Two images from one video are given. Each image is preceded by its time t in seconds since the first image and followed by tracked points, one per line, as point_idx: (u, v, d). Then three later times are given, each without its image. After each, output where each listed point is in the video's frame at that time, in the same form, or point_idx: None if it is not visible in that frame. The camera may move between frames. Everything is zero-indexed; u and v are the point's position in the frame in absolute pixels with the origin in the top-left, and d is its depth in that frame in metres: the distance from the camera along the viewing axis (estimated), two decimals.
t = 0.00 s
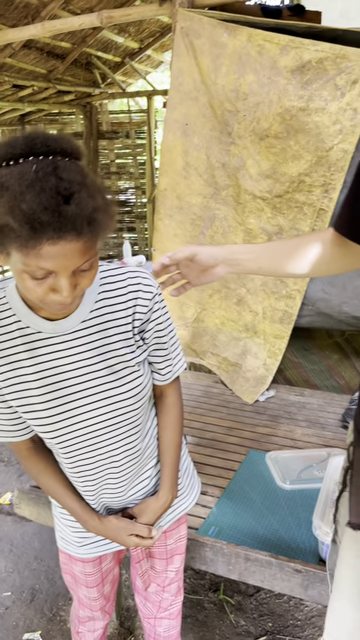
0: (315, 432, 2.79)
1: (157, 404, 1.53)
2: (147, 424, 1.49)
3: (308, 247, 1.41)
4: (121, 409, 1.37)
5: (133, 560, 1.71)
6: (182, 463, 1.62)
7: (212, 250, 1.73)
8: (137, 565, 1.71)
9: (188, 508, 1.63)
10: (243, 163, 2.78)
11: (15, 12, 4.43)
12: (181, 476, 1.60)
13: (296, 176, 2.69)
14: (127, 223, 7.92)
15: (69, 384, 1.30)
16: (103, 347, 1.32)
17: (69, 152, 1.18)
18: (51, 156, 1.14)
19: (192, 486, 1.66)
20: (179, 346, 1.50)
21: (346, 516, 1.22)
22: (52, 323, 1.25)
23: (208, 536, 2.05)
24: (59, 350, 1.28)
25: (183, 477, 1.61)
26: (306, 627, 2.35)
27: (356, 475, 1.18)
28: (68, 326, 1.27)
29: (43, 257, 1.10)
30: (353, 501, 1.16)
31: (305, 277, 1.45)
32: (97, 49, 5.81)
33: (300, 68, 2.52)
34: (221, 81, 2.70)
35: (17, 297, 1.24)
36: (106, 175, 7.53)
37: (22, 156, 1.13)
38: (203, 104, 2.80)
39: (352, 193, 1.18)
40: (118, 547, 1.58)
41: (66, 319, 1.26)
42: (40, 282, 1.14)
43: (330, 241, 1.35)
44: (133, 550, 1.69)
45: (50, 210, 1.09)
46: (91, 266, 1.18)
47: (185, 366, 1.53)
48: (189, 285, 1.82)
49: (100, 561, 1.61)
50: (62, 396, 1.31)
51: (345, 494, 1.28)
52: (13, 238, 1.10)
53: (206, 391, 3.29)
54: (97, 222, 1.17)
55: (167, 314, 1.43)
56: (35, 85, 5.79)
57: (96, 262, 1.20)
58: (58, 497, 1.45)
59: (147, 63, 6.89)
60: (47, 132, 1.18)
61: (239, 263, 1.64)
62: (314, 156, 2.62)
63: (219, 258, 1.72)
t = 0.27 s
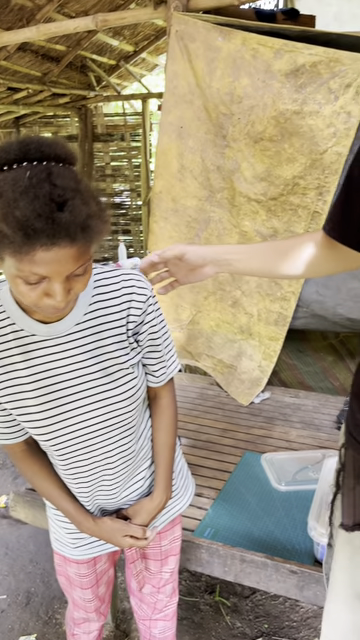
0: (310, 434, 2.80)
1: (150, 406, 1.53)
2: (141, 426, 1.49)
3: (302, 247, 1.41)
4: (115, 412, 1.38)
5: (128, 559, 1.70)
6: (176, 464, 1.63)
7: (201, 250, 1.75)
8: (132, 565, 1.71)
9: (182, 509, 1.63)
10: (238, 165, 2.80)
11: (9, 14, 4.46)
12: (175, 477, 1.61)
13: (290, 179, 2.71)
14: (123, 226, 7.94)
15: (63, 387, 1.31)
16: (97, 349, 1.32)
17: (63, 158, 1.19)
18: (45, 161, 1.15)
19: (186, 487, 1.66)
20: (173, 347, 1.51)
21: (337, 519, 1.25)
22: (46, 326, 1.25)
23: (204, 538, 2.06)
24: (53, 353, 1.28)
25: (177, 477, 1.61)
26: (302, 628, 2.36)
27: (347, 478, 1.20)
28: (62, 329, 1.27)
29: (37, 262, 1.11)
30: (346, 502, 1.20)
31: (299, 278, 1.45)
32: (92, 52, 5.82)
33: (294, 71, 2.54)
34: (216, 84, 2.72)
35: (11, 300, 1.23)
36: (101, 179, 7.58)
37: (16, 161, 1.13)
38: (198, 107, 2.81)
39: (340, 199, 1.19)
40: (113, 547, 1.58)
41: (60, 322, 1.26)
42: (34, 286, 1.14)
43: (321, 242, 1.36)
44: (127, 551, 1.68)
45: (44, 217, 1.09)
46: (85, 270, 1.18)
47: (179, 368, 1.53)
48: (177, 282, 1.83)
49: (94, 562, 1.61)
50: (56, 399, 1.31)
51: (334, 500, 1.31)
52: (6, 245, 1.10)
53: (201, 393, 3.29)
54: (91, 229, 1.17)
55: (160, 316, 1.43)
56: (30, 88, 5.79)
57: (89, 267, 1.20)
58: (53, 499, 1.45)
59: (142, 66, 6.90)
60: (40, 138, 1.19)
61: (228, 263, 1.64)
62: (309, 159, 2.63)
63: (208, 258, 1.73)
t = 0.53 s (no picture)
0: (305, 436, 2.81)
1: (145, 407, 1.53)
2: (135, 428, 1.50)
3: (297, 248, 1.41)
4: (110, 414, 1.38)
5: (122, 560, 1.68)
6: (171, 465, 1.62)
7: (191, 250, 1.76)
8: (126, 565, 1.69)
9: (176, 510, 1.63)
10: (233, 168, 2.81)
11: (5, 17, 4.47)
12: (170, 478, 1.60)
13: (285, 182, 2.72)
14: (118, 228, 7.95)
15: (58, 390, 1.31)
16: (91, 352, 1.32)
17: (57, 163, 1.19)
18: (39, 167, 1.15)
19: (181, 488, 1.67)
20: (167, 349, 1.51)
21: (330, 523, 1.27)
22: (41, 329, 1.24)
23: (200, 540, 2.06)
24: (48, 355, 1.28)
25: (172, 478, 1.61)
26: (298, 630, 2.36)
27: (340, 480, 1.25)
28: (56, 332, 1.26)
29: (30, 268, 1.11)
30: (339, 504, 1.22)
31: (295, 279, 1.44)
32: (87, 55, 5.83)
33: (288, 75, 2.56)
34: (211, 88, 2.73)
35: (5, 303, 1.23)
36: (97, 182, 7.64)
37: (9, 167, 1.14)
38: (193, 110, 2.83)
39: (330, 203, 1.21)
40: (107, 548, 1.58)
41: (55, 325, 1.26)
42: (28, 291, 1.14)
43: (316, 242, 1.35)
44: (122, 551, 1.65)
45: (37, 224, 1.10)
46: (78, 275, 1.19)
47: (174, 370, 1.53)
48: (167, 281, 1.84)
49: (89, 564, 1.61)
50: (51, 402, 1.31)
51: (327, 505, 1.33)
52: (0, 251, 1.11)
53: (197, 395, 3.30)
54: (85, 235, 1.17)
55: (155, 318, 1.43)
56: (26, 91, 5.79)
57: (83, 271, 1.20)
58: (48, 501, 1.45)
59: (137, 69, 6.92)
60: (35, 144, 1.19)
61: (217, 263, 1.67)
62: (303, 162, 2.65)
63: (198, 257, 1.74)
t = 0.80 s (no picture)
0: (301, 438, 2.82)
1: (140, 410, 1.53)
2: (130, 429, 1.50)
3: (292, 248, 1.42)
4: (104, 416, 1.38)
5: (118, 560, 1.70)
6: (166, 467, 1.63)
7: (182, 250, 1.73)
8: (122, 565, 1.70)
9: (170, 512, 1.63)
10: (229, 171, 2.82)
11: (1, 21, 4.48)
12: (165, 480, 1.61)
13: (280, 185, 2.73)
14: (114, 231, 7.96)
15: (53, 392, 1.31)
16: (86, 355, 1.32)
17: (50, 169, 1.20)
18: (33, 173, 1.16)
19: (175, 489, 1.67)
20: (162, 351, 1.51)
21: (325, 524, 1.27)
22: (35, 332, 1.25)
23: (196, 542, 2.06)
24: (43, 358, 1.28)
25: (166, 480, 1.62)
26: (294, 631, 2.37)
27: (333, 481, 1.25)
28: (50, 335, 1.27)
29: (24, 273, 1.11)
30: (331, 505, 1.22)
31: (291, 280, 1.44)
32: (83, 58, 5.85)
33: (284, 79, 2.58)
34: (207, 91, 2.75)
35: None
36: (93, 184, 7.59)
37: (3, 172, 1.15)
38: (189, 113, 2.84)
39: (322, 207, 1.22)
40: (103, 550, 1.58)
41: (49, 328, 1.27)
42: (22, 296, 1.15)
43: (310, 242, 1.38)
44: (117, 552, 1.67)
45: (31, 230, 1.10)
46: (72, 279, 1.19)
47: (168, 371, 1.54)
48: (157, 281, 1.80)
49: (84, 566, 1.61)
50: (46, 404, 1.31)
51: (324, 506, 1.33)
52: None
53: (193, 398, 3.30)
54: (78, 241, 1.17)
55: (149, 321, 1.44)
56: (22, 94, 5.80)
57: (77, 275, 1.21)
58: (44, 503, 1.45)
59: (133, 72, 6.94)
60: (29, 150, 1.20)
61: (207, 264, 1.64)
62: (299, 165, 2.66)
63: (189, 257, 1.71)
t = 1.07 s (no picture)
0: (297, 440, 2.83)
1: (134, 413, 1.54)
2: (124, 433, 1.50)
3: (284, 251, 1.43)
4: (98, 420, 1.39)
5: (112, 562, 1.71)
6: (160, 469, 1.63)
7: (171, 251, 1.68)
8: (116, 567, 1.71)
9: (164, 515, 1.63)
10: (224, 175, 2.84)
11: None
12: (159, 483, 1.61)
13: (276, 189, 2.75)
14: (110, 234, 7.97)
15: (47, 396, 1.31)
16: (80, 359, 1.33)
17: (43, 177, 1.20)
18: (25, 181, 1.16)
19: (170, 491, 1.67)
20: (156, 355, 1.52)
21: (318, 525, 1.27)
22: (30, 337, 1.25)
23: (192, 545, 2.07)
24: (37, 362, 1.28)
25: (160, 482, 1.62)
26: (290, 634, 2.37)
27: (325, 484, 1.25)
28: (44, 339, 1.27)
29: (17, 281, 1.12)
30: (324, 508, 1.23)
31: (287, 281, 1.44)
32: (79, 63, 5.86)
33: (278, 84, 2.60)
34: (202, 96, 2.77)
35: None
36: (89, 188, 7.67)
37: None
38: (185, 118, 2.85)
39: (314, 210, 1.24)
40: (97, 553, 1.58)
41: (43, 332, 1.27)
42: (15, 303, 1.16)
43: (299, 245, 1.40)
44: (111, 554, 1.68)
45: (23, 240, 1.11)
46: (65, 287, 1.20)
47: (163, 374, 1.54)
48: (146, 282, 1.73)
49: (79, 569, 1.61)
50: (40, 408, 1.32)
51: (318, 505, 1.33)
52: None
53: (189, 401, 3.30)
54: (70, 249, 1.18)
55: (143, 324, 1.44)
56: (18, 98, 5.81)
57: (70, 282, 1.22)
58: (38, 507, 1.45)
59: (129, 76, 6.96)
60: (21, 158, 1.20)
61: (198, 265, 1.61)
62: (294, 169, 2.68)
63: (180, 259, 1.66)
